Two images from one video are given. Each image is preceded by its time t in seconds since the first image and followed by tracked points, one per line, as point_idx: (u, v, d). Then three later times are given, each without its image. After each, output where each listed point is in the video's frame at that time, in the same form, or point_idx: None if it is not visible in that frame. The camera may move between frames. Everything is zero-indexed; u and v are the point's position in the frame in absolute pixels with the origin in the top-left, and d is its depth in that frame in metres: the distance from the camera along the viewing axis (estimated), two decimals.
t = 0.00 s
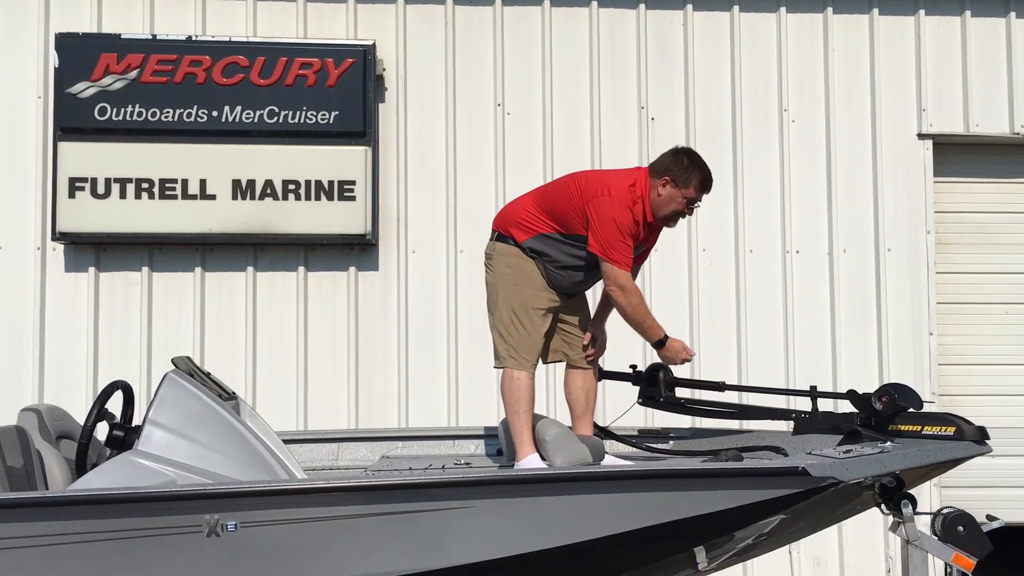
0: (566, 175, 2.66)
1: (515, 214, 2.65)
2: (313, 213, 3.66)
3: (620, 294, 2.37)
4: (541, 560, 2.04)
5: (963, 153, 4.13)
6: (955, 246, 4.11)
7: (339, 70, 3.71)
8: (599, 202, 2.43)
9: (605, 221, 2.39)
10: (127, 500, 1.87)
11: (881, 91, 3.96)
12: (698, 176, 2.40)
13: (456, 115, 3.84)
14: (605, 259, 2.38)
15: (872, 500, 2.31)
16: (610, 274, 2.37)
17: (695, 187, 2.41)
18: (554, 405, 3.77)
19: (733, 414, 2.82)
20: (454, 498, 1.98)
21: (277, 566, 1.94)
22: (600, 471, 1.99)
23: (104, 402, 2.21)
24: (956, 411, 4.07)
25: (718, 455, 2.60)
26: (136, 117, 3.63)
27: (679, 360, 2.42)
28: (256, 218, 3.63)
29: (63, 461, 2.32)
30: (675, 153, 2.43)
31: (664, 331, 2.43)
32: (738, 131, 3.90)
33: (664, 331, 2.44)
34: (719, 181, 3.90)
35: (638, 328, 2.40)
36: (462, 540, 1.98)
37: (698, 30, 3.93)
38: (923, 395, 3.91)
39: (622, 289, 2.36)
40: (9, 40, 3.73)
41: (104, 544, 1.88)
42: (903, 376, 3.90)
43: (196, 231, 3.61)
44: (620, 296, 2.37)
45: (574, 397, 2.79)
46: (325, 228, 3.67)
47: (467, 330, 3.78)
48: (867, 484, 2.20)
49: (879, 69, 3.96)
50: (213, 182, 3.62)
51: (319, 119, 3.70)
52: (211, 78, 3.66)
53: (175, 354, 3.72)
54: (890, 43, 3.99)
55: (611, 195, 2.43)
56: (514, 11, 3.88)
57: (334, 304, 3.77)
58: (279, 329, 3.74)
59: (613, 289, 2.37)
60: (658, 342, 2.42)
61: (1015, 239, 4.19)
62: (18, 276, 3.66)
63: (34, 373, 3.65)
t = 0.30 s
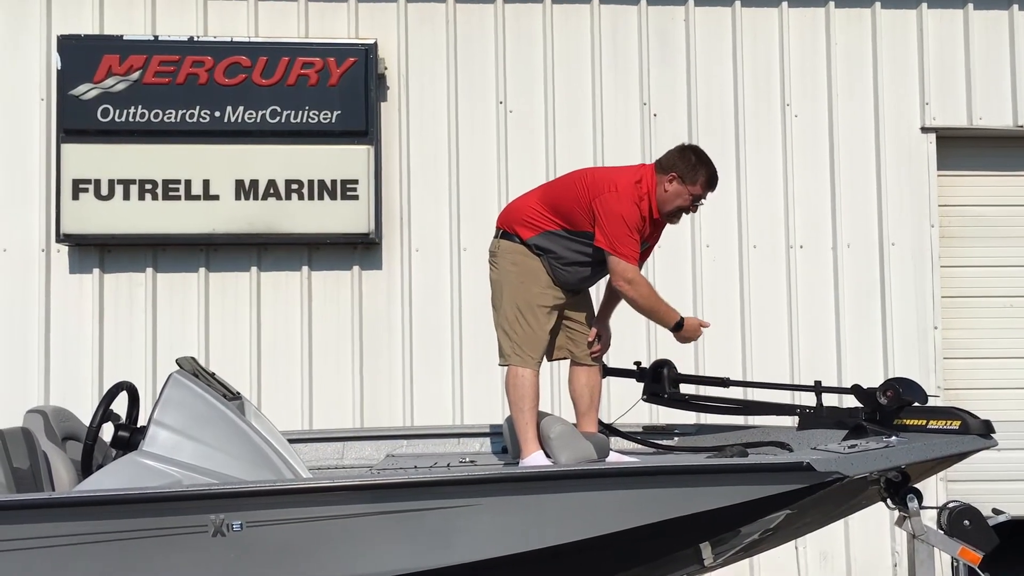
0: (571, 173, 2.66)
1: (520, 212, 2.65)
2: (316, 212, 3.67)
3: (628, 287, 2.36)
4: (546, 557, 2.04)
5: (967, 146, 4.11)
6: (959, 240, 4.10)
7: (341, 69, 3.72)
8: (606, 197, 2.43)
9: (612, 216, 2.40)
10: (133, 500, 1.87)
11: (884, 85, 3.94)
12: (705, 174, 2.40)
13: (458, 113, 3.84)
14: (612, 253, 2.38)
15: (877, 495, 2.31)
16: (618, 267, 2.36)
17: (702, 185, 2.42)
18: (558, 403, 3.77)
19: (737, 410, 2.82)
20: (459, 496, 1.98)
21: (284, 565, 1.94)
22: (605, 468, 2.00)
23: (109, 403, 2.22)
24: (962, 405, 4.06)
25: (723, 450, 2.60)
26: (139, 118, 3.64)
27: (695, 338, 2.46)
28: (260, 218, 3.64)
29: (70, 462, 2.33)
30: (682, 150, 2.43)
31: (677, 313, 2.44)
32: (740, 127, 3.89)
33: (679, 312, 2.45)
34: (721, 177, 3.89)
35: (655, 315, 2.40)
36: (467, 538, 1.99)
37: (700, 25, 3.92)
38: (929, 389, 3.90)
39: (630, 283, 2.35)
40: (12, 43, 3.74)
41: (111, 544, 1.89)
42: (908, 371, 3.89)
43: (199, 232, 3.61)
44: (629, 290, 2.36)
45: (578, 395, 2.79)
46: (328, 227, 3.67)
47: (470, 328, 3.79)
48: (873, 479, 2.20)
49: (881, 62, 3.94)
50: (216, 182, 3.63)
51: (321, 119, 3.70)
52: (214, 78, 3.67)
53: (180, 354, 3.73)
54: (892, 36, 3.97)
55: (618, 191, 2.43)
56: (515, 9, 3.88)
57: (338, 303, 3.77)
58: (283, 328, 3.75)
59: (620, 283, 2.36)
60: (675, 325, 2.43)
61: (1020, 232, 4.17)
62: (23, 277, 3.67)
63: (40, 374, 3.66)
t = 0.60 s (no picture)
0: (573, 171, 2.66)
1: (522, 211, 2.64)
2: (317, 213, 3.67)
3: (631, 287, 2.36)
4: (548, 556, 2.04)
5: (968, 143, 4.11)
6: (961, 237, 4.09)
7: (341, 69, 3.72)
8: (608, 197, 2.44)
9: (614, 216, 2.40)
10: (135, 501, 1.87)
11: (884, 82, 3.94)
12: (707, 174, 2.40)
13: (459, 112, 3.84)
14: (617, 254, 2.39)
15: (879, 492, 2.31)
16: (622, 268, 2.38)
17: (704, 186, 2.41)
18: (560, 402, 3.77)
19: (739, 408, 2.82)
20: (460, 495, 1.98)
21: (286, 565, 1.95)
22: (606, 466, 2.00)
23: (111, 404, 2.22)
24: (964, 402, 4.06)
25: (725, 448, 2.60)
26: (139, 119, 3.64)
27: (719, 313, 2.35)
28: (260, 218, 3.64)
29: (72, 463, 2.33)
30: (684, 150, 2.43)
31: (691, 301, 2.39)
32: (741, 124, 3.89)
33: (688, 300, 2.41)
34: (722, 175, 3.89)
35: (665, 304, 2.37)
36: (470, 537, 1.99)
37: (699, 23, 3.92)
38: (931, 386, 3.90)
39: (634, 283, 2.35)
40: (11, 44, 3.74)
41: (113, 545, 1.89)
42: (910, 368, 3.89)
43: (200, 233, 3.62)
44: (632, 289, 2.36)
45: (580, 394, 2.78)
46: (329, 227, 3.67)
47: (471, 327, 3.79)
48: (875, 476, 2.20)
49: (881, 59, 3.94)
50: (217, 182, 3.63)
51: (321, 119, 3.70)
52: (214, 79, 3.67)
53: (181, 354, 3.74)
54: (893, 33, 3.96)
55: (620, 190, 2.44)
56: (515, 8, 3.87)
57: (339, 303, 3.77)
58: (285, 329, 3.75)
59: (625, 283, 2.37)
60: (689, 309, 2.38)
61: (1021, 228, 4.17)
62: (25, 279, 3.68)
63: (42, 375, 3.66)
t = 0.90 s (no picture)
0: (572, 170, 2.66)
1: (521, 209, 2.64)
2: (317, 211, 3.67)
3: (630, 284, 2.37)
4: (549, 554, 2.05)
5: (969, 140, 4.10)
6: (961, 234, 4.09)
7: (340, 68, 3.71)
8: (608, 193, 2.43)
9: (614, 212, 2.40)
10: (135, 500, 1.87)
11: (884, 79, 3.93)
12: (706, 170, 2.41)
13: (459, 111, 3.83)
14: (618, 250, 2.39)
15: (880, 490, 2.30)
16: (622, 265, 2.38)
17: (704, 182, 2.42)
18: (561, 400, 3.77)
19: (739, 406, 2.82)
20: (461, 494, 1.98)
21: (287, 564, 1.95)
22: (606, 465, 2.00)
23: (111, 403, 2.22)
24: (965, 399, 4.06)
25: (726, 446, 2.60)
26: (139, 118, 3.64)
27: (697, 351, 2.38)
28: (261, 217, 3.64)
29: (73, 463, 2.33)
30: (683, 146, 2.43)
31: (679, 320, 2.38)
32: (741, 123, 3.89)
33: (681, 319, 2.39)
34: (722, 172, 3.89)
35: (656, 313, 2.37)
36: (470, 536, 1.99)
37: (699, 21, 3.91)
38: (931, 384, 3.90)
39: (633, 281, 2.36)
40: (11, 43, 3.74)
41: (113, 543, 1.90)
42: (910, 366, 3.89)
43: (200, 232, 3.62)
44: (631, 287, 2.37)
45: (581, 392, 2.78)
46: (329, 226, 3.67)
47: (471, 326, 3.79)
48: (875, 474, 2.21)
49: (881, 57, 3.93)
50: (217, 181, 3.63)
51: (321, 117, 3.70)
52: (213, 78, 3.67)
53: (181, 353, 3.74)
54: (893, 30, 3.96)
55: (619, 187, 2.43)
56: (515, 6, 3.87)
57: (339, 302, 3.77)
58: (285, 328, 3.75)
59: (624, 279, 2.38)
60: (675, 327, 2.38)
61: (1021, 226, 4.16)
62: (25, 278, 3.68)
63: (42, 375, 3.66)
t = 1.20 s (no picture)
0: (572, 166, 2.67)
1: (521, 205, 2.64)
2: (318, 208, 3.67)
3: (620, 278, 2.36)
4: (550, 551, 2.05)
5: (971, 137, 4.10)
6: (963, 231, 4.08)
7: (341, 64, 3.71)
8: (606, 184, 2.43)
9: (610, 202, 2.39)
10: (136, 497, 1.88)
11: (886, 76, 3.93)
12: (695, 152, 2.39)
13: (460, 108, 3.83)
14: (611, 240, 2.37)
15: (882, 486, 2.32)
16: (614, 258, 2.37)
17: (697, 164, 2.39)
18: (562, 397, 3.77)
19: (741, 403, 2.81)
20: (462, 491, 1.98)
21: (289, 560, 1.95)
22: (608, 462, 1.99)
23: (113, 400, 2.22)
24: (967, 396, 4.06)
25: (727, 443, 2.60)
26: (140, 115, 3.64)
27: (683, 344, 2.41)
28: (262, 214, 3.64)
29: (74, 459, 2.34)
30: (677, 134, 2.45)
31: (665, 315, 2.41)
32: (743, 120, 3.88)
33: (666, 313, 2.43)
34: (724, 168, 3.88)
35: (644, 309, 2.39)
36: (472, 532, 1.99)
37: (701, 17, 3.91)
38: (933, 381, 3.89)
39: (623, 274, 2.35)
40: (12, 40, 3.73)
41: (115, 540, 1.90)
42: (912, 363, 3.89)
43: (202, 228, 3.62)
44: (620, 280, 2.36)
45: (583, 389, 2.79)
46: (330, 222, 3.67)
47: (473, 323, 3.79)
48: (877, 471, 2.20)
49: (883, 53, 3.93)
50: (218, 178, 3.63)
51: (322, 114, 3.69)
52: (214, 74, 3.66)
53: (183, 350, 3.74)
54: (895, 27, 3.95)
55: (619, 179, 2.44)
56: (516, 2, 3.86)
57: (340, 299, 3.77)
58: (286, 324, 3.75)
59: (614, 272, 2.37)
60: (661, 323, 2.40)
61: None
62: (26, 275, 3.68)
63: (44, 371, 3.67)
